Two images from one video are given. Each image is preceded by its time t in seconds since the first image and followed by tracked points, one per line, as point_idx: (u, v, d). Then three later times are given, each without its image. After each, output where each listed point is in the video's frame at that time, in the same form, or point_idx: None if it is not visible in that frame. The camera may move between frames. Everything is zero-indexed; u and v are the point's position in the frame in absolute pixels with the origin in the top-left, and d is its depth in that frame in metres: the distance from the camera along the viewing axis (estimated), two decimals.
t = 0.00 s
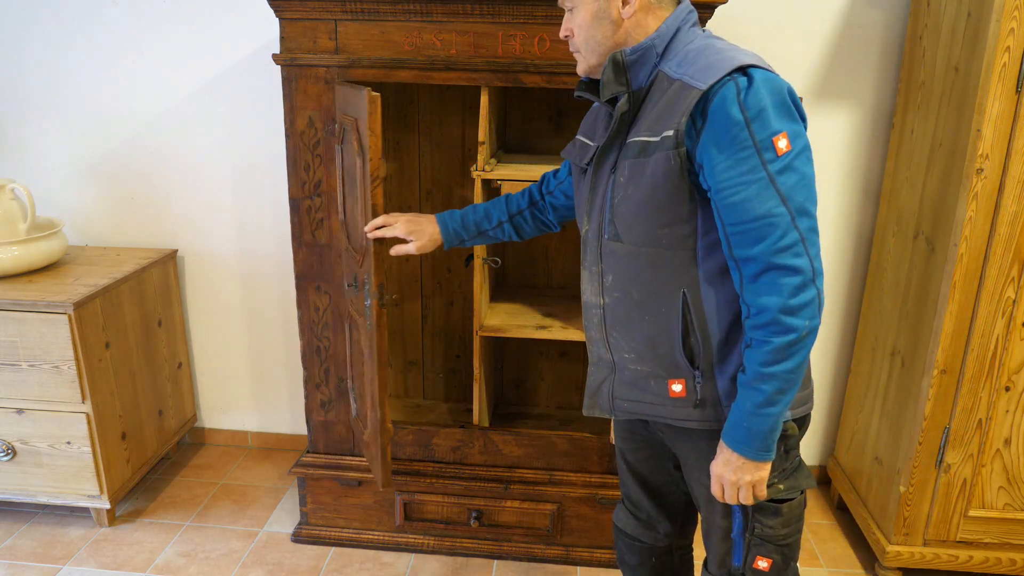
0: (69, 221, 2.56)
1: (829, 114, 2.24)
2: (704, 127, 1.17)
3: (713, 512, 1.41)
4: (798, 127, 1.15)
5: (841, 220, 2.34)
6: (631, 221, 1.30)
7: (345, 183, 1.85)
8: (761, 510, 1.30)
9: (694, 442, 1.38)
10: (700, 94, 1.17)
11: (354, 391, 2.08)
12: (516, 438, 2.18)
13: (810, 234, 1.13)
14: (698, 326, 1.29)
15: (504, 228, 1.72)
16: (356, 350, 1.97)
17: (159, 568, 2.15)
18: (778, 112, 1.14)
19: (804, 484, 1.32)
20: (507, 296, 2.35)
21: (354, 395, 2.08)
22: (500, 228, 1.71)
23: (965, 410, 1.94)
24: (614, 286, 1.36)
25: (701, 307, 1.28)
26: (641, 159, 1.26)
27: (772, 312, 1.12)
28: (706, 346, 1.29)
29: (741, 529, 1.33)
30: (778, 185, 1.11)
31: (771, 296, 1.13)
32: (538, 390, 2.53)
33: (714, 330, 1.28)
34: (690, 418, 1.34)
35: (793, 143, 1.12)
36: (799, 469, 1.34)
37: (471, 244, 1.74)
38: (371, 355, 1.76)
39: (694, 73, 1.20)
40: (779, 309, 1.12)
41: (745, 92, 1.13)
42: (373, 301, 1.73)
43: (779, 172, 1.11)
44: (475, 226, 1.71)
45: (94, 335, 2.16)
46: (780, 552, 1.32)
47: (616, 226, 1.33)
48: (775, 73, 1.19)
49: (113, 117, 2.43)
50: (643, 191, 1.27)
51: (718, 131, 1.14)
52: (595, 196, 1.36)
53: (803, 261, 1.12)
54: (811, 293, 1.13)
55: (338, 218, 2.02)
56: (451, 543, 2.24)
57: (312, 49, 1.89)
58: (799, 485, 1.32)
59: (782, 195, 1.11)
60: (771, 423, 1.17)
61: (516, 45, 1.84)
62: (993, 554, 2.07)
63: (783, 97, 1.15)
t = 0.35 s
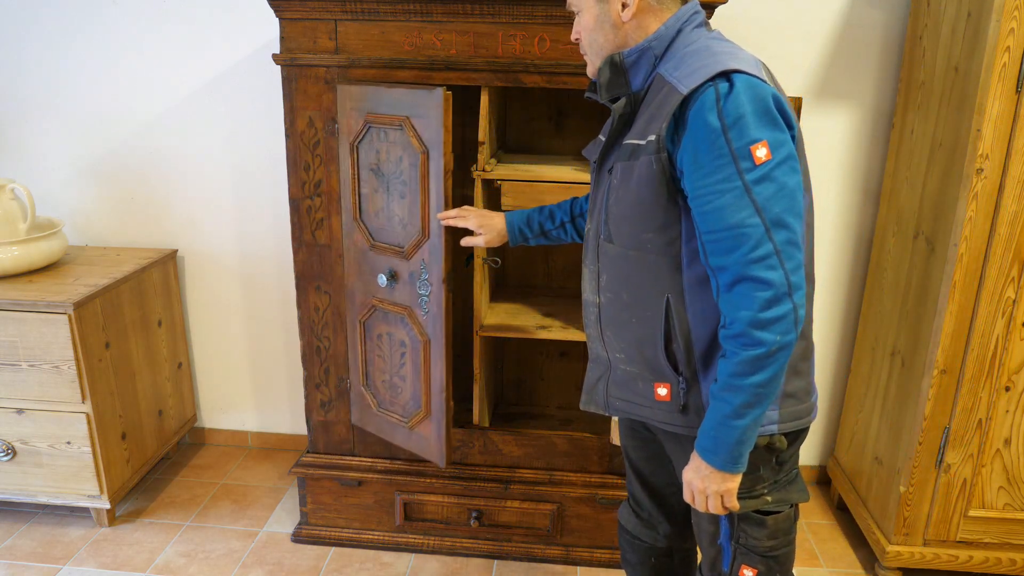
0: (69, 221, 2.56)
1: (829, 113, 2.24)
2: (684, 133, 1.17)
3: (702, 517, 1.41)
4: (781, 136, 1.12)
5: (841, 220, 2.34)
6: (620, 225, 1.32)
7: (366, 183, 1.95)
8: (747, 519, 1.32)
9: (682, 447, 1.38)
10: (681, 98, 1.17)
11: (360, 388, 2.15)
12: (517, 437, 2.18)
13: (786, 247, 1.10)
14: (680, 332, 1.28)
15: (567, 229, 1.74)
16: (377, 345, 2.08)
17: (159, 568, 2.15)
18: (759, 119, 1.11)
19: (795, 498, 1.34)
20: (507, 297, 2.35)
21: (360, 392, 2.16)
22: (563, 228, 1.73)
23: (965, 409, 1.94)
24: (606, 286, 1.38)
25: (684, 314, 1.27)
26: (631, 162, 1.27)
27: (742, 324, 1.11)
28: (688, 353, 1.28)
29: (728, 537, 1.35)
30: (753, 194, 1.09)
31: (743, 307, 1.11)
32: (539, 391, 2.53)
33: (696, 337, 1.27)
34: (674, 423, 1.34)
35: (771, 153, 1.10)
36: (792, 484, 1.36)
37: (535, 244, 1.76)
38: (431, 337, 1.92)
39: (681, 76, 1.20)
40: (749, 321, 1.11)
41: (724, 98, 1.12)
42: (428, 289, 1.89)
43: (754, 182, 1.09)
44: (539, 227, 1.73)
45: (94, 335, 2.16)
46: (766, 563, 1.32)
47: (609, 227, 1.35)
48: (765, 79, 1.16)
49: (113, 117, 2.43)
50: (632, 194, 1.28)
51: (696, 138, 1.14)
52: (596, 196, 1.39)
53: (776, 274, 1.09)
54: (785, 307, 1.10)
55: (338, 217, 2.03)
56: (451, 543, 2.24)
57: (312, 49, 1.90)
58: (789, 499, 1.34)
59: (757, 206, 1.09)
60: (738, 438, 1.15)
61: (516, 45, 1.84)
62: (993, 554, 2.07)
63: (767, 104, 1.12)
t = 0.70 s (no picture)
0: (69, 221, 2.56)
1: (829, 113, 2.24)
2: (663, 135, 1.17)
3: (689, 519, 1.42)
4: (758, 140, 1.11)
5: (841, 220, 2.34)
6: (608, 224, 1.32)
7: (378, 181, 1.96)
8: (731, 523, 1.33)
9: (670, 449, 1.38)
10: (661, 100, 1.17)
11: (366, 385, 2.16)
12: (516, 437, 2.18)
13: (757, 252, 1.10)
14: (662, 333, 1.28)
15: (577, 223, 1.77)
16: (394, 338, 2.10)
17: (159, 568, 2.15)
18: (736, 122, 1.11)
19: (782, 504, 1.35)
20: (507, 297, 2.36)
21: (366, 389, 2.16)
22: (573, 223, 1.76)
23: (965, 410, 1.94)
24: (597, 285, 1.38)
25: (666, 315, 1.27)
26: (619, 162, 1.28)
27: (713, 327, 1.11)
28: (670, 354, 1.28)
29: (714, 541, 1.36)
30: (726, 198, 1.09)
31: (714, 310, 1.11)
32: (539, 391, 2.53)
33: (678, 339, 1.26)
34: (659, 423, 1.35)
35: (746, 157, 1.09)
36: (781, 490, 1.37)
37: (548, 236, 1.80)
38: (455, 323, 2.03)
39: (665, 78, 1.20)
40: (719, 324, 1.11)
41: (702, 101, 1.12)
42: (453, 280, 1.99)
43: (726, 186, 1.09)
44: (552, 220, 1.77)
45: (94, 335, 2.16)
46: (750, 568, 1.33)
47: (600, 226, 1.36)
48: (747, 82, 1.15)
49: (112, 117, 2.43)
50: (619, 194, 1.28)
51: (674, 140, 1.14)
52: (592, 194, 1.39)
53: (746, 279, 1.09)
54: (756, 312, 1.10)
55: (338, 217, 2.02)
56: (451, 543, 2.24)
57: (312, 49, 1.90)
58: (776, 504, 1.35)
59: (730, 209, 1.09)
60: (706, 441, 1.15)
61: (516, 45, 1.84)
62: (993, 554, 2.07)
63: (745, 106, 1.11)
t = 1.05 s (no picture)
0: (70, 221, 2.56)
1: (830, 113, 2.24)
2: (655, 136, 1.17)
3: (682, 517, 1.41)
4: (750, 141, 1.11)
5: (841, 220, 2.34)
6: (601, 224, 1.32)
7: (379, 180, 1.96)
8: (724, 520, 1.32)
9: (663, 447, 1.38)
10: (653, 101, 1.17)
11: (366, 385, 2.16)
12: (516, 437, 2.18)
13: (749, 252, 1.10)
14: (655, 333, 1.28)
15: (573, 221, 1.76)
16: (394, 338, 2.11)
17: (159, 568, 2.15)
18: (728, 123, 1.11)
19: (774, 501, 1.35)
20: (507, 296, 2.36)
21: (366, 389, 2.16)
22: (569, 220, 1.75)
23: (965, 410, 1.94)
24: (590, 284, 1.38)
25: (659, 315, 1.27)
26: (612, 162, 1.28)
27: (705, 327, 1.11)
28: (663, 353, 1.28)
29: (707, 537, 1.35)
30: (718, 199, 1.09)
31: (706, 311, 1.11)
32: (539, 391, 2.52)
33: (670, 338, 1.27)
34: (652, 422, 1.35)
35: (738, 159, 1.09)
36: (773, 487, 1.37)
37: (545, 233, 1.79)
38: (458, 320, 2.04)
39: (657, 79, 1.20)
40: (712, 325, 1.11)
41: (694, 102, 1.12)
42: (456, 277, 1.99)
43: (719, 187, 1.09)
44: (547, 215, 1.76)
45: (94, 336, 2.16)
46: (743, 565, 1.32)
47: (593, 226, 1.35)
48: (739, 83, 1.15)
49: (112, 117, 2.43)
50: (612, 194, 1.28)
51: (666, 141, 1.14)
52: (585, 194, 1.39)
53: (738, 279, 1.09)
54: (747, 312, 1.10)
55: (338, 217, 2.02)
56: (451, 543, 2.24)
57: (312, 49, 1.90)
58: (768, 501, 1.34)
59: (722, 210, 1.09)
60: (699, 440, 1.16)
61: (516, 45, 1.84)
62: (993, 554, 2.07)
63: (737, 107, 1.11)
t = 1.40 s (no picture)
0: (69, 221, 2.56)
1: (830, 113, 2.24)
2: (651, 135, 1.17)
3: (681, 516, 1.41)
4: (745, 139, 1.11)
5: (841, 219, 2.34)
6: (597, 224, 1.32)
7: (380, 180, 1.96)
8: (723, 518, 1.32)
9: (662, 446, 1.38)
10: (649, 101, 1.17)
11: (366, 385, 2.16)
12: (516, 437, 2.18)
13: (746, 249, 1.10)
14: (653, 331, 1.28)
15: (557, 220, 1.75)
16: (395, 337, 2.11)
17: (158, 568, 2.15)
18: (724, 122, 1.11)
19: (772, 498, 1.35)
20: (507, 296, 2.36)
21: (366, 389, 2.16)
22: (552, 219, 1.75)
23: (965, 409, 1.94)
24: (587, 284, 1.38)
25: (656, 314, 1.27)
26: (607, 162, 1.28)
27: (702, 325, 1.11)
28: (660, 352, 1.29)
29: (706, 536, 1.35)
30: (714, 197, 1.09)
31: (703, 309, 1.11)
32: (539, 391, 2.52)
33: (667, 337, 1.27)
34: (649, 421, 1.35)
35: (734, 157, 1.09)
36: (771, 484, 1.37)
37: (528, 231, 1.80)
38: (460, 318, 2.04)
39: (652, 79, 1.20)
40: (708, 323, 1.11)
41: (689, 102, 1.12)
42: (458, 276, 2.00)
43: (715, 186, 1.09)
44: (532, 213, 1.77)
45: (94, 336, 2.16)
46: (743, 563, 1.32)
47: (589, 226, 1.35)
48: (734, 82, 1.15)
49: (111, 116, 2.43)
50: (608, 194, 1.28)
51: (662, 140, 1.14)
52: (580, 194, 1.39)
53: (735, 277, 1.09)
54: (744, 311, 1.10)
55: (338, 217, 2.02)
56: (451, 543, 2.24)
57: (312, 49, 1.90)
58: (766, 498, 1.34)
59: (719, 208, 1.09)
60: (696, 438, 1.16)
61: (516, 45, 1.84)
62: (993, 554, 2.07)
63: (733, 106, 1.12)
